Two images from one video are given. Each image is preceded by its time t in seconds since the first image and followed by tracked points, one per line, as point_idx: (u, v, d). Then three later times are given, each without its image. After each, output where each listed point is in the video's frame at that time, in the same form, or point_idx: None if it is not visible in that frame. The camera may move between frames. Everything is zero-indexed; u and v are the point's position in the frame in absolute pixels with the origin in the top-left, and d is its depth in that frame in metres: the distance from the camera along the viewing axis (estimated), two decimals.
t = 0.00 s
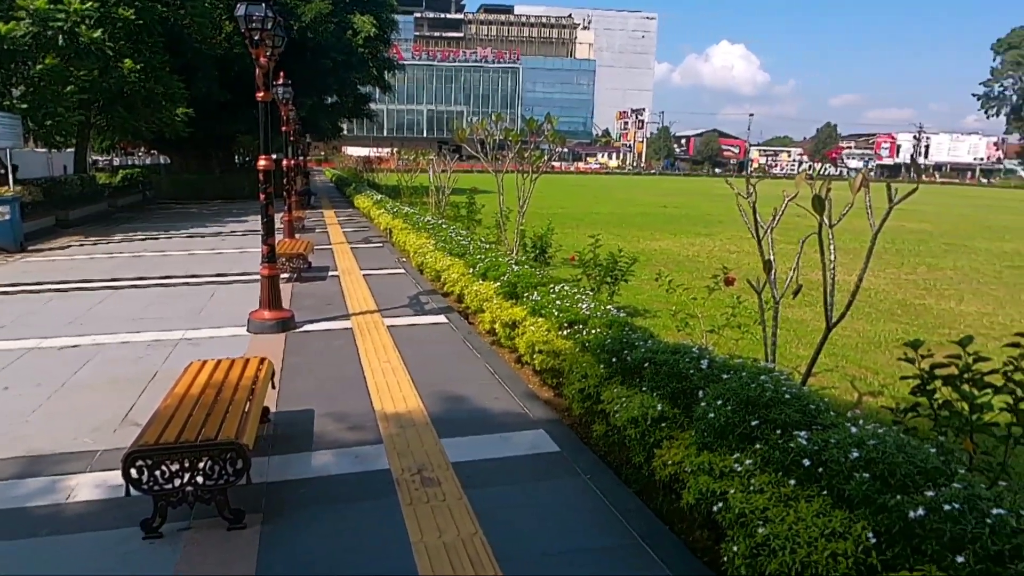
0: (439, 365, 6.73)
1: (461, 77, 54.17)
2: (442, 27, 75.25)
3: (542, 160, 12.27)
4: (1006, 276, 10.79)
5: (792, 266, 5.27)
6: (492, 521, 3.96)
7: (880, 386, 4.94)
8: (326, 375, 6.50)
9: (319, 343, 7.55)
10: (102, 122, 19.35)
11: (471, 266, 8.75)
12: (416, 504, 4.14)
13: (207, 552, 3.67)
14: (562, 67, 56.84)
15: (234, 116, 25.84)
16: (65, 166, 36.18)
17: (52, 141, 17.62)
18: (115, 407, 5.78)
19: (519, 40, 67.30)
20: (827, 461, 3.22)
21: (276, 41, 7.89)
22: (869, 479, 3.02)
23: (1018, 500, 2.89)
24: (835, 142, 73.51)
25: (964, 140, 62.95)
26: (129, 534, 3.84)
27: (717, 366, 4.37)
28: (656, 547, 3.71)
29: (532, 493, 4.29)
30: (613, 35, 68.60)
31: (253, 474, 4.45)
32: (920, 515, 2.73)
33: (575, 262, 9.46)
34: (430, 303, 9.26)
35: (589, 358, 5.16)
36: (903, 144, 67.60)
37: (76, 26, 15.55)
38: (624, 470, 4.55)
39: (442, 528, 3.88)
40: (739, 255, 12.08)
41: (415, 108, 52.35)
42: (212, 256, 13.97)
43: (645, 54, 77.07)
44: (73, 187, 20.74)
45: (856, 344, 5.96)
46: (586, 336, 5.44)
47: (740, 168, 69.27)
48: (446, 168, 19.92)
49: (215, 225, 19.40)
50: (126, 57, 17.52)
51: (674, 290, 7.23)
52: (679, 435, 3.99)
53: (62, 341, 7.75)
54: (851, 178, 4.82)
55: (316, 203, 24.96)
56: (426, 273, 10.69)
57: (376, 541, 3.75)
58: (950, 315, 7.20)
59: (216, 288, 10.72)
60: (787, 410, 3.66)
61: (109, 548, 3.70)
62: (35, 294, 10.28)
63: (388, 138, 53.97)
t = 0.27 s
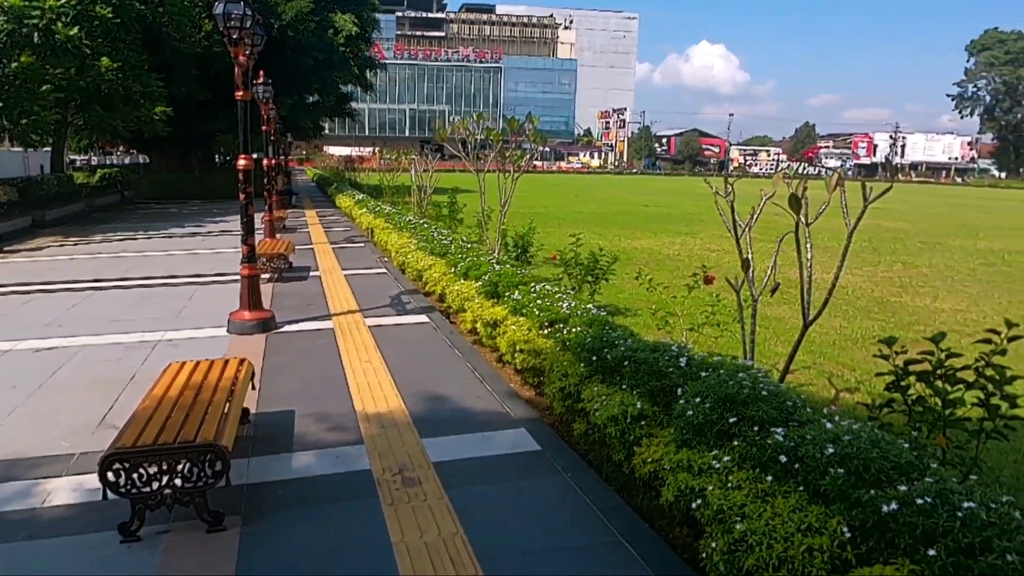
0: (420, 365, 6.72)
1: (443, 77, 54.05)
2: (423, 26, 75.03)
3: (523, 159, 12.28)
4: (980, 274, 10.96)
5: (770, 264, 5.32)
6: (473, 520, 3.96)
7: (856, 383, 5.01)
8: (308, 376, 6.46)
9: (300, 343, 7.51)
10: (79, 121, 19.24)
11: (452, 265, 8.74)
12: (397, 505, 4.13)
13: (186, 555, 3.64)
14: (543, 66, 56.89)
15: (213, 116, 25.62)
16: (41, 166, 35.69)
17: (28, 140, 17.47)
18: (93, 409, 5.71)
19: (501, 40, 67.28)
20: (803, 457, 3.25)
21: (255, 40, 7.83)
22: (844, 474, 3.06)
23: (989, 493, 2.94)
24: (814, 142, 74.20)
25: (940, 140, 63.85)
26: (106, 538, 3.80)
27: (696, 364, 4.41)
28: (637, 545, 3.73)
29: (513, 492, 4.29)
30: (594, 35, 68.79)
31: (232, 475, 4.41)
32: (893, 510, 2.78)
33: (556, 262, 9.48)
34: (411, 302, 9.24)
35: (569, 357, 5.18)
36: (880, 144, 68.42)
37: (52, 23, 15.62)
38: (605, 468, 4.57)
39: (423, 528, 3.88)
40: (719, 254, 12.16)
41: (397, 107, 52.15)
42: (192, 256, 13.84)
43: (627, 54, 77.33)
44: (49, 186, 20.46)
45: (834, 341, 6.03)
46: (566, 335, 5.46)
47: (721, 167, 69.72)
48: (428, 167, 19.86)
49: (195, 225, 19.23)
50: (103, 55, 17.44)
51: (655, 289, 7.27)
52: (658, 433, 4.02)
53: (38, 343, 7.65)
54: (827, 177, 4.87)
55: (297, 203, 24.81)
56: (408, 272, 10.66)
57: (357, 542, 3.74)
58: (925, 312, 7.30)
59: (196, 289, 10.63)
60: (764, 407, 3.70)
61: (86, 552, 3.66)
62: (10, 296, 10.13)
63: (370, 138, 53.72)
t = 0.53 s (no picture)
0: (403, 364, 6.71)
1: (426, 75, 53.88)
2: (406, 24, 74.74)
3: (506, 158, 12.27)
4: (957, 271, 11.10)
5: (750, 262, 5.36)
6: (456, 520, 3.96)
7: (836, 379, 5.06)
8: (290, 376, 6.42)
9: (283, 343, 7.47)
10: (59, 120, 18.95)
11: (435, 265, 8.73)
12: (380, 504, 4.13)
13: (167, 557, 3.61)
14: (527, 66, 56.92)
15: (194, 114, 25.39)
16: (19, 165, 35.20)
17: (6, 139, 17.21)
18: (72, 411, 5.65)
19: (484, 39, 67.20)
20: (782, 453, 3.29)
21: (236, 37, 7.76)
22: (822, 469, 3.09)
23: (963, 487, 2.98)
24: (795, 141, 74.82)
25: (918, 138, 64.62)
26: (85, 541, 3.76)
27: (677, 361, 4.44)
28: (619, 542, 3.75)
29: (496, 491, 4.30)
30: (577, 34, 68.89)
31: (214, 477, 4.38)
32: (870, 504, 2.81)
33: (539, 260, 9.49)
34: (395, 302, 9.21)
35: (552, 356, 5.19)
36: (860, 143, 69.12)
37: (30, 21, 15.65)
38: (588, 465, 4.59)
39: (407, 528, 3.87)
40: (702, 252, 12.23)
41: (380, 106, 51.93)
42: (172, 256, 13.70)
43: (609, 53, 77.52)
44: (27, 186, 20.19)
45: (814, 338, 6.08)
46: (549, 334, 5.47)
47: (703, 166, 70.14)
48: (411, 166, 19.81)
49: (176, 225, 19.05)
50: (82, 53, 17.07)
51: (637, 287, 7.30)
52: (640, 430, 4.04)
53: (16, 345, 7.55)
54: (806, 176, 4.92)
55: (280, 202, 24.65)
56: (391, 271, 10.64)
57: (340, 542, 3.73)
58: (903, 309, 7.39)
59: (177, 289, 10.54)
60: (744, 403, 3.73)
61: (64, 556, 3.62)
62: None
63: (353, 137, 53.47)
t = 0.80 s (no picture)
0: (384, 363, 6.69)
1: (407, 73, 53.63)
2: (386, 22, 74.32)
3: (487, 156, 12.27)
4: (931, 267, 11.27)
5: (728, 260, 5.41)
6: (436, 518, 3.95)
7: (812, 374, 5.12)
8: (270, 376, 6.38)
9: (262, 343, 7.42)
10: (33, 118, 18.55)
11: (416, 263, 8.70)
12: (360, 504, 4.11)
13: (144, 560, 3.57)
14: (508, 64, 56.92)
15: (172, 112, 25.09)
16: None
17: None
18: (48, 414, 5.57)
19: (465, 37, 67.01)
20: (759, 448, 3.32)
21: (213, 35, 7.68)
22: (797, 464, 3.13)
23: (935, 480, 3.03)
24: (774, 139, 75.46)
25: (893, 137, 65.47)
26: (61, 545, 3.71)
27: (656, 358, 4.47)
28: (599, 538, 3.77)
29: (477, 489, 4.30)
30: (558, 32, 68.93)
31: (192, 478, 4.35)
32: (844, 497, 2.84)
33: (520, 258, 9.50)
34: (375, 300, 9.18)
35: (532, 353, 5.20)
36: (837, 141, 69.86)
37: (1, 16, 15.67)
38: (568, 462, 4.61)
39: (387, 527, 3.86)
40: (681, 249, 12.30)
41: (361, 103, 51.60)
42: (150, 256, 13.55)
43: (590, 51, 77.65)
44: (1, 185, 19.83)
45: (791, 334, 6.15)
46: (529, 331, 5.48)
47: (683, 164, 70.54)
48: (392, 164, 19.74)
49: (153, 224, 18.82)
50: (57, 50, 16.77)
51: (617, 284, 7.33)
52: (619, 426, 4.06)
53: None
54: (782, 173, 4.98)
55: (259, 201, 24.44)
56: (372, 270, 10.60)
57: (319, 542, 3.72)
58: (878, 305, 7.49)
59: (155, 289, 10.42)
60: (721, 399, 3.76)
61: (40, 560, 3.57)
62: None
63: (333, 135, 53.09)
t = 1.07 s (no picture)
0: (362, 362, 6.66)
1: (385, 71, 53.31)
2: (364, 20, 73.87)
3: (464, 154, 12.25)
4: (902, 262, 11.46)
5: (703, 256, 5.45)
6: (414, 516, 3.95)
7: (787, 369, 5.17)
8: (246, 376, 6.33)
9: (239, 342, 7.35)
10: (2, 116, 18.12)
11: (394, 261, 8.67)
12: (337, 503, 4.09)
13: (117, 563, 3.52)
14: (486, 61, 56.92)
15: (145, 110, 24.75)
16: None
17: None
18: (18, 417, 5.47)
19: (444, 35, 66.77)
20: (732, 442, 3.36)
21: (186, 31, 7.57)
22: (770, 457, 3.17)
23: (904, 471, 3.08)
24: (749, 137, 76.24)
25: (867, 134, 66.40)
26: (32, 549, 3.65)
27: (632, 355, 4.49)
28: (576, 534, 3.78)
29: (455, 486, 4.30)
30: (537, 30, 68.93)
31: (166, 480, 4.30)
32: (815, 489, 2.89)
33: (498, 256, 9.50)
34: (353, 299, 9.14)
35: (509, 350, 5.20)
36: (812, 139, 70.66)
37: None
38: (545, 459, 4.62)
39: (365, 526, 3.84)
40: (658, 246, 12.38)
41: (338, 101, 51.21)
42: (124, 255, 13.36)
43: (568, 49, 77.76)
44: None
45: (766, 329, 6.22)
46: (506, 329, 5.49)
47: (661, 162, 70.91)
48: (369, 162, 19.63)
49: (127, 223, 18.55)
50: (27, 46, 16.45)
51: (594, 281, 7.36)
52: (596, 422, 4.08)
53: None
54: (755, 170, 5.03)
55: (236, 199, 24.21)
56: (350, 268, 10.54)
57: (297, 542, 3.69)
58: (851, 300, 7.59)
59: (129, 289, 10.28)
60: (696, 395, 3.80)
61: (10, 565, 3.51)
62: None
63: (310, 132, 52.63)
